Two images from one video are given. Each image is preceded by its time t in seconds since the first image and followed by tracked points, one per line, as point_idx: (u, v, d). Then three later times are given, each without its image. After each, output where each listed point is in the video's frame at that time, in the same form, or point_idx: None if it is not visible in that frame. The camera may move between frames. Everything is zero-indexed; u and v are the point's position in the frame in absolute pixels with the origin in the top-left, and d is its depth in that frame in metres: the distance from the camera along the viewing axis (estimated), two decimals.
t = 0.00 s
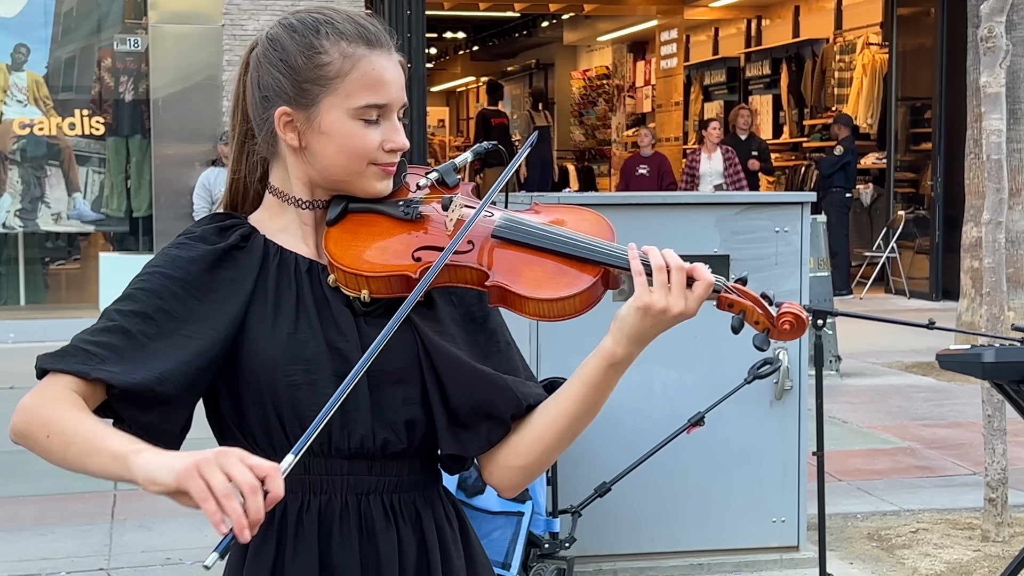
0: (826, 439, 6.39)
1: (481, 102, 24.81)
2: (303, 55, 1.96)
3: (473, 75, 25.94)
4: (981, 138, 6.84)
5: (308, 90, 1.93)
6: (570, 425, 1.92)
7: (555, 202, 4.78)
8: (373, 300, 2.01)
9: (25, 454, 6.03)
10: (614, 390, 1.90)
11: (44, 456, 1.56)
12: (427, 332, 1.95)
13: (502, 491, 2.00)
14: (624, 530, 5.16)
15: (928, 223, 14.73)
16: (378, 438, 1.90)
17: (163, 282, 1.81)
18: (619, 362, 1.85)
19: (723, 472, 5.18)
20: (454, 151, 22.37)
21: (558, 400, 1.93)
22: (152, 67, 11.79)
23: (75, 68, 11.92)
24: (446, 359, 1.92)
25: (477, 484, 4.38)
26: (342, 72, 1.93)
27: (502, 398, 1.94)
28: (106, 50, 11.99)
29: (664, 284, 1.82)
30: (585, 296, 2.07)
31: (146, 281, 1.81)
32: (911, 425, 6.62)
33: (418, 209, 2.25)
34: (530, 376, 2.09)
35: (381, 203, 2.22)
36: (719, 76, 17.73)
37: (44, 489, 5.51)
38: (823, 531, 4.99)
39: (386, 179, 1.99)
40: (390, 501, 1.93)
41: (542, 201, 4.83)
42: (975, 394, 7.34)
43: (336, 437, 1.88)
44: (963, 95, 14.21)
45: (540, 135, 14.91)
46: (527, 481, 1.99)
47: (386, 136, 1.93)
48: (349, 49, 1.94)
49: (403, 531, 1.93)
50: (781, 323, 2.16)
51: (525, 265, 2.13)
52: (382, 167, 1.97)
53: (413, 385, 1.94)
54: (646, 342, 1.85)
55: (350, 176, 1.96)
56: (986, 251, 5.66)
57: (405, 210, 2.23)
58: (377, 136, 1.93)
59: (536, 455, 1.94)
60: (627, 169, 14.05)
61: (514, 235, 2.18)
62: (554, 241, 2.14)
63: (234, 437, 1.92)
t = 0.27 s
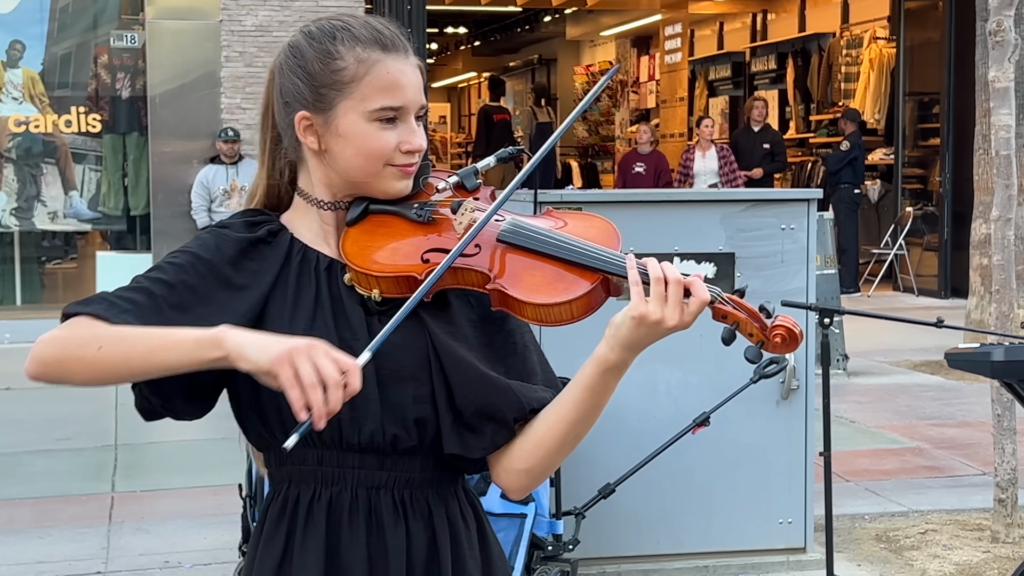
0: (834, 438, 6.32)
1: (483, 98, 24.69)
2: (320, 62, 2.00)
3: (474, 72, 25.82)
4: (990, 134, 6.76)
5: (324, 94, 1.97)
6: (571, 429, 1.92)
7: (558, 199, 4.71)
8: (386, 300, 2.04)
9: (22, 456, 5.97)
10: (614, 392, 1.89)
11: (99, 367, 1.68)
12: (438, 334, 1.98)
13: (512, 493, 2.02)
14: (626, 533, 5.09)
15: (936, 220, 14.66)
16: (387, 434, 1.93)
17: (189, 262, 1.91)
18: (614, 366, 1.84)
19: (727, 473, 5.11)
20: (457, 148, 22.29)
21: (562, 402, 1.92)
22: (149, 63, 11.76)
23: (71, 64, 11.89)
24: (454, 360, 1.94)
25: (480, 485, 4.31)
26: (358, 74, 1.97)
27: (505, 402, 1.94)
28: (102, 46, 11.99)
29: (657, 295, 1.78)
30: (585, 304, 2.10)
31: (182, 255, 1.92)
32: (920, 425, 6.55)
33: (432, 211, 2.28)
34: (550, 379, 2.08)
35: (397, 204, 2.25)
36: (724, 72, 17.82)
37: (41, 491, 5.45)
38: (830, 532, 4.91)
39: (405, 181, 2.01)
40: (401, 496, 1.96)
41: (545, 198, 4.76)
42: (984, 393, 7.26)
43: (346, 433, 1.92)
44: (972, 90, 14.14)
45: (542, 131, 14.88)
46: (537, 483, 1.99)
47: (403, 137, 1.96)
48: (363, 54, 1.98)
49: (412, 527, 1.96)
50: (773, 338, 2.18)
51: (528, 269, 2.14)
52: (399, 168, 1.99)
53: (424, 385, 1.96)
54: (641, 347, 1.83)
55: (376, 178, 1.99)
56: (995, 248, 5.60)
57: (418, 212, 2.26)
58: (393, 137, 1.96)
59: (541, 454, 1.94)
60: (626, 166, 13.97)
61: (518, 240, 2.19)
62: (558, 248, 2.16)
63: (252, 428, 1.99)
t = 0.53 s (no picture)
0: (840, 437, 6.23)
1: (483, 92, 24.56)
2: (344, 96, 1.96)
3: (474, 66, 25.69)
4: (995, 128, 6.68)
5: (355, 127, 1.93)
6: (589, 428, 1.81)
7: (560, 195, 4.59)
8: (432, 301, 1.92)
9: (14, 458, 5.89)
10: (630, 397, 1.80)
11: (259, 244, 1.68)
12: (478, 335, 1.88)
13: (530, 488, 1.93)
14: (629, 534, 5.01)
15: (944, 215, 14.60)
16: (428, 428, 1.88)
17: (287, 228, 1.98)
18: (633, 369, 1.76)
19: (732, 473, 5.03)
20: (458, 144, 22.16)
21: (578, 404, 1.82)
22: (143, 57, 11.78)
23: (63, 58, 11.81)
24: (488, 360, 1.85)
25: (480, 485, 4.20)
26: (382, 103, 1.91)
27: (526, 405, 1.82)
28: (95, 40, 11.91)
29: (683, 296, 1.71)
30: (614, 312, 2.01)
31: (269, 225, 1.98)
32: (928, 423, 6.46)
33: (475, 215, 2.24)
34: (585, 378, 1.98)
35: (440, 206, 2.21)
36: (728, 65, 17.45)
37: (34, 494, 5.37)
38: (837, 534, 4.81)
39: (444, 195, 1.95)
40: (440, 489, 1.91)
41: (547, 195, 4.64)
42: (993, 391, 7.17)
43: (390, 425, 1.90)
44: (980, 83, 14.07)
45: (542, 125, 14.82)
46: (554, 480, 1.89)
47: (438, 156, 1.92)
48: (383, 84, 1.92)
49: (447, 523, 1.91)
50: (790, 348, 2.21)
51: (560, 277, 2.07)
52: (437, 183, 1.94)
53: (465, 384, 1.89)
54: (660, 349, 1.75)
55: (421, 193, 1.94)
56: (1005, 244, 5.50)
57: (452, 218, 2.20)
58: (428, 158, 1.91)
59: (557, 451, 1.84)
60: (624, 159, 13.87)
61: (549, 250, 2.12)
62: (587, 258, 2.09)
63: (313, 409, 1.99)
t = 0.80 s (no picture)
0: (841, 437, 6.16)
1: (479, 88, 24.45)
2: (385, 105, 2.07)
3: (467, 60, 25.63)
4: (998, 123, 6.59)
5: (398, 134, 2.06)
6: (617, 413, 1.90)
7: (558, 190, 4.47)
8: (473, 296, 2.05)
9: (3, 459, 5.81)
10: (654, 382, 1.87)
11: (311, 193, 1.90)
12: (515, 329, 2.02)
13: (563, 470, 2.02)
14: (627, 536, 4.93)
15: (947, 211, 14.55)
16: (463, 415, 2.02)
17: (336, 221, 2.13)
18: (657, 354, 1.82)
19: (732, 473, 4.95)
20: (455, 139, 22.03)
21: (604, 390, 1.91)
22: (132, 52, 11.75)
23: (52, 52, 11.70)
24: (525, 354, 1.97)
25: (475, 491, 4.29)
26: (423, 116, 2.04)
27: (559, 393, 1.94)
28: (84, 34, 11.82)
29: (697, 284, 1.75)
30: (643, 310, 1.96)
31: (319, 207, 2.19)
32: (931, 422, 6.39)
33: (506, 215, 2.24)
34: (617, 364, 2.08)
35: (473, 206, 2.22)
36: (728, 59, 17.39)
37: (23, 495, 5.30)
38: (839, 535, 4.73)
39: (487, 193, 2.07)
40: (473, 471, 2.04)
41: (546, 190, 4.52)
42: (996, 389, 7.10)
43: (428, 411, 2.03)
44: (983, 77, 13.99)
45: (541, 120, 14.72)
46: (584, 462, 1.98)
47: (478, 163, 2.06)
48: (424, 92, 2.04)
49: (481, 503, 2.05)
50: (812, 342, 2.11)
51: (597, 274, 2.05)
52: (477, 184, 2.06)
53: (501, 372, 2.02)
54: (682, 337, 1.80)
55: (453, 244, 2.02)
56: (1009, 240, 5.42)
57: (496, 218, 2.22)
58: (467, 160, 2.05)
59: (585, 434, 1.94)
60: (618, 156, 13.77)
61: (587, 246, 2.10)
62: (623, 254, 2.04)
63: (354, 391, 2.14)
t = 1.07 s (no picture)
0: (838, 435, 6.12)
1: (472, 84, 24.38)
2: (421, 88, 2.31)
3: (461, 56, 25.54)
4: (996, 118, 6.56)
5: (430, 115, 2.29)
6: (622, 388, 2.08)
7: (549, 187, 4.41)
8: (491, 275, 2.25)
9: None
10: (656, 359, 2.04)
11: (278, 211, 2.12)
12: (529, 306, 2.21)
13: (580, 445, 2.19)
14: (621, 536, 4.89)
15: (945, 208, 14.54)
16: (467, 388, 2.23)
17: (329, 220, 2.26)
18: (659, 331, 1.98)
19: (727, 471, 4.91)
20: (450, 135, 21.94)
21: (612, 364, 2.09)
22: (122, 47, 11.69)
23: (40, 49, 11.64)
24: (537, 330, 2.16)
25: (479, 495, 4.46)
26: (452, 96, 2.27)
27: (571, 364, 2.13)
28: (74, 30, 11.76)
29: (698, 266, 1.92)
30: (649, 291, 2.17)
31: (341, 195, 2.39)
32: (928, 420, 6.36)
33: (530, 200, 2.46)
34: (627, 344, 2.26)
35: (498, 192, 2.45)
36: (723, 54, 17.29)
37: (12, 495, 5.26)
38: (835, 534, 4.69)
39: (505, 174, 2.33)
40: (479, 440, 2.25)
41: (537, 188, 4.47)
42: (995, 387, 7.07)
43: (438, 382, 2.25)
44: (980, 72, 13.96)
45: (536, 116, 14.66)
46: (599, 433, 2.14)
47: (500, 144, 2.28)
48: (458, 75, 2.28)
49: (485, 469, 2.25)
50: (805, 325, 2.33)
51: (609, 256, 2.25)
52: (501, 166, 2.31)
53: (510, 347, 2.22)
54: (683, 317, 1.96)
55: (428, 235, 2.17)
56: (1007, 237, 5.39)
57: (517, 202, 2.45)
58: (492, 142, 2.27)
59: (600, 408, 2.11)
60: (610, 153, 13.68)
61: (598, 229, 2.30)
62: (632, 238, 2.25)
63: (376, 367, 2.36)
